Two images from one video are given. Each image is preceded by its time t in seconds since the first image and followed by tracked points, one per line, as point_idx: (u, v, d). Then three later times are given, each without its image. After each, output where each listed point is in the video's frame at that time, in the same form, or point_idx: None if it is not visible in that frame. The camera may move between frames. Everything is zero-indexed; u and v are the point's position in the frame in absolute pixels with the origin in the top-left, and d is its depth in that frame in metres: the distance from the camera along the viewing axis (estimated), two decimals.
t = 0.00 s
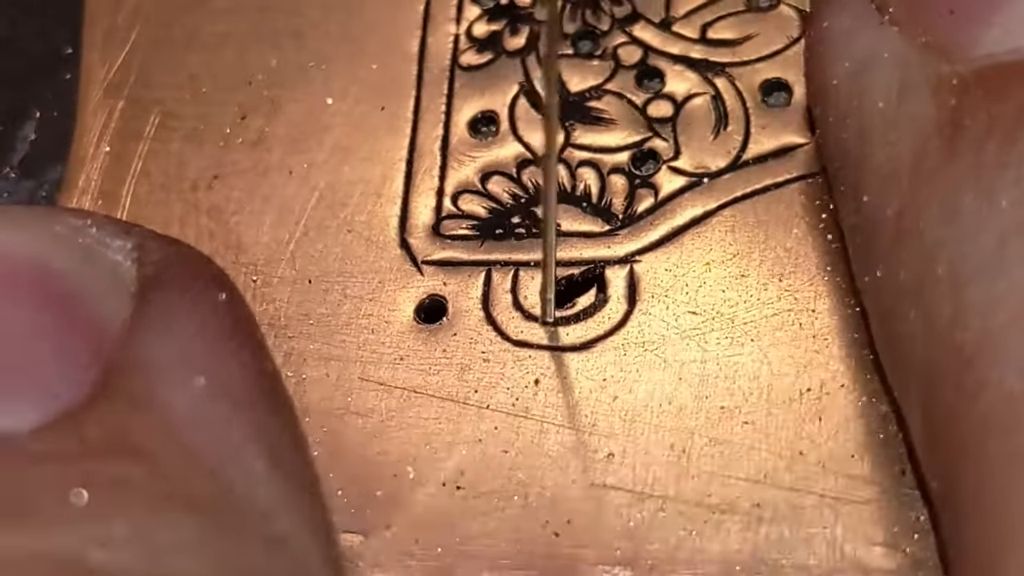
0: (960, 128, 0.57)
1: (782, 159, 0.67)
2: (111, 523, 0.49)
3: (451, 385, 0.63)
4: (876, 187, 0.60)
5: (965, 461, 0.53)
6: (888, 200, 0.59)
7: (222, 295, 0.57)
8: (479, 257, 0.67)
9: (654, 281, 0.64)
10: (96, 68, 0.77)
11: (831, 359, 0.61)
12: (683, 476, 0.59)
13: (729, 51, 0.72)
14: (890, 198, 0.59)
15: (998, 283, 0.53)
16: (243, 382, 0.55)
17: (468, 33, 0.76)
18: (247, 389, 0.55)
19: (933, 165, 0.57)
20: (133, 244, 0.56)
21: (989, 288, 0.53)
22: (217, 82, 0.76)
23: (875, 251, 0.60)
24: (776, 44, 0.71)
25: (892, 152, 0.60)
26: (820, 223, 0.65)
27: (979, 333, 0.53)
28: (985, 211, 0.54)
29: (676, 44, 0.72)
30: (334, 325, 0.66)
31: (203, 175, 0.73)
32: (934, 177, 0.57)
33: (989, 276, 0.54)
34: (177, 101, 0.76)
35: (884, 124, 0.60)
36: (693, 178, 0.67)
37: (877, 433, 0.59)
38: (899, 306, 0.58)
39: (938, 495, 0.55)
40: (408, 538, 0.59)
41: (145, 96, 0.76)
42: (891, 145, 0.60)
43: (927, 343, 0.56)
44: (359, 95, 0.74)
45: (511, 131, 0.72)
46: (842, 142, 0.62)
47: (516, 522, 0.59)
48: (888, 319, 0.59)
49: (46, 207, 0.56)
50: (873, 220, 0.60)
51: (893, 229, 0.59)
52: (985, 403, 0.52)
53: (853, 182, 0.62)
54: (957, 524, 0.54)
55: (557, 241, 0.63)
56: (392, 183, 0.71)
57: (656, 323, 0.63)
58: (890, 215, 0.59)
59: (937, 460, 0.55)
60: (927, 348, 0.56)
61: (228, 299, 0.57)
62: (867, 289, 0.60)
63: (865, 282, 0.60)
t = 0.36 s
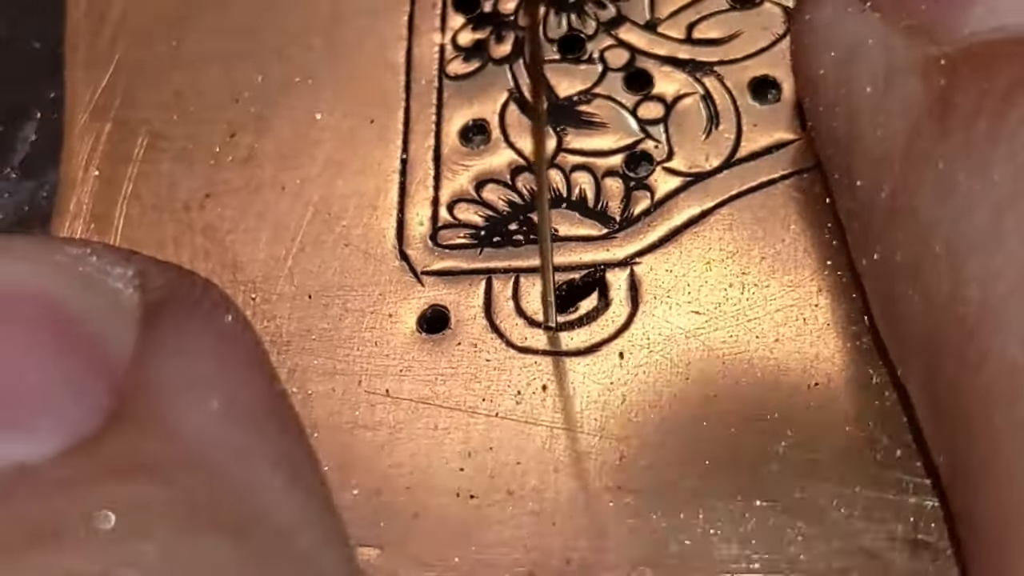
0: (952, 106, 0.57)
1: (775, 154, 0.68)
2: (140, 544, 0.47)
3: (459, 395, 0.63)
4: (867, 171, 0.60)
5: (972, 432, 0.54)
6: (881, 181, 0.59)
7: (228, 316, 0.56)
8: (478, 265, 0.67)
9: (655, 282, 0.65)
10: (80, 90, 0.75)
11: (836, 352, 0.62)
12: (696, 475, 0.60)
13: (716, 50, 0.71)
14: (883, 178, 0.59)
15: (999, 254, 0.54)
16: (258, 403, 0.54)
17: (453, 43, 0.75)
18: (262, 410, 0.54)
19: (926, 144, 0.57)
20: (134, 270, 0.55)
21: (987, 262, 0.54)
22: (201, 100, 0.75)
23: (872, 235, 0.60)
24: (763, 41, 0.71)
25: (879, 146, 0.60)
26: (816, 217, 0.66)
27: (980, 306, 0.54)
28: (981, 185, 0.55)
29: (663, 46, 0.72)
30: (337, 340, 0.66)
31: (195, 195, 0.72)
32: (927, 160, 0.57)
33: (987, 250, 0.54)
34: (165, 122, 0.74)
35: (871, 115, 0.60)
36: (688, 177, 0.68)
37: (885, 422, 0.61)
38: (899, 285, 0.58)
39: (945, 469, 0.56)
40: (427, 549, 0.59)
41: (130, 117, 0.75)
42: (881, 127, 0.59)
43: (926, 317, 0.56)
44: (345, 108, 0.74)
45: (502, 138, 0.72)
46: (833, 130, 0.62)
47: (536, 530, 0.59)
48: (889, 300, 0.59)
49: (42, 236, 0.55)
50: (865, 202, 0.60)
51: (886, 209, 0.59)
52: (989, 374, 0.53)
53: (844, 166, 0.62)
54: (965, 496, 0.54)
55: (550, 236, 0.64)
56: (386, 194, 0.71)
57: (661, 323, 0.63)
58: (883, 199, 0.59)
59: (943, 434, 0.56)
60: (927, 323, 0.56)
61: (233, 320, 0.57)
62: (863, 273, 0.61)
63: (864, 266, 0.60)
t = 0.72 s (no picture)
0: (944, 70, 0.59)
1: (760, 135, 0.69)
2: (180, 552, 0.46)
3: (471, 395, 0.63)
4: (862, 140, 0.62)
5: (976, 398, 0.55)
6: (877, 150, 0.61)
7: (246, 335, 0.57)
8: (475, 265, 0.68)
9: (654, 269, 0.65)
10: (57, 118, 0.76)
11: (842, 327, 0.63)
12: (715, 458, 0.60)
13: (689, 36, 0.73)
14: (879, 146, 0.61)
15: (1001, 218, 0.55)
16: (283, 418, 0.55)
17: (427, 46, 0.77)
18: (285, 423, 0.54)
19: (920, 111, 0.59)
20: (146, 295, 0.55)
21: (987, 227, 0.55)
22: (180, 121, 0.75)
23: (873, 202, 0.62)
24: (732, 25, 0.73)
25: (878, 114, 0.61)
26: (807, 196, 0.67)
27: (982, 271, 0.55)
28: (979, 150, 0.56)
29: (636, 35, 0.73)
30: (342, 350, 0.66)
31: (183, 216, 0.72)
32: (920, 127, 0.59)
33: (988, 213, 0.55)
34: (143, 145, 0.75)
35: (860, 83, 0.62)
36: (676, 163, 0.69)
37: (895, 393, 0.61)
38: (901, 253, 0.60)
39: (960, 433, 0.57)
40: (455, 552, 0.59)
41: (107, 143, 0.75)
42: (873, 98, 0.62)
43: (930, 284, 0.58)
44: (330, 119, 0.75)
45: (486, 137, 0.73)
46: (824, 102, 0.65)
47: (563, 527, 0.59)
48: (891, 270, 0.61)
49: (54, 266, 0.55)
50: (864, 170, 0.62)
51: (885, 177, 0.61)
52: (996, 335, 0.54)
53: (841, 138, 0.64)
54: (981, 463, 0.55)
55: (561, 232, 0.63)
56: (376, 201, 0.71)
57: (665, 310, 0.64)
58: (881, 165, 0.61)
59: (953, 398, 0.57)
60: (932, 288, 0.58)
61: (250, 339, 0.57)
62: (870, 242, 0.62)
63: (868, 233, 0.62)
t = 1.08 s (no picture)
0: (944, 31, 0.58)
1: (738, 114, 0.71)
2: (229, 555, 0.48)
3: (477, 392, 0.64)
4: (864, 104, 0.63)
5: (998, 355, 0.55)
6: (880, 114, 0.62)
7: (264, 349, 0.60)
8: (468, 263, 0.69)
9: (647, 254, 0.67)
10: (29, 148, 0.76)
11: (837, 296, 0.65)
12: (727, 435, 0.62)
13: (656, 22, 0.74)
14: (882, 111, 0.62)
15: (1008, 176, 0.55)
16: (302, 426, 0.58)
17: (394, 50, 0.77)
18: (306, 430, 0.57)
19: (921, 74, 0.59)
20: (160, 318, 0.57)
21: (1003, 180, 0.55)
22: (156, 142, 0.75)
23: (875, 167, 0.63)
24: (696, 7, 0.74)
25: (862, 80, 0.63)
26: (790, 171, 0.69)
27: (998, 228, 0.55)
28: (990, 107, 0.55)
29: (604, 24, 0.74)
30: (343, 356, 0.67)
31: (168, 235, 0.72)
32: (924, 86, 0.59)
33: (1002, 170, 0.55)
34: (120, 167, 0.74)
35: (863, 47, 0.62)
36: (656, 147, 0.70)
37: (895, 356, 0.63)
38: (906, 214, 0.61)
39: (979, 387, 0.58)
40: (479, 548, 0.60)
41: (83, 168, 0.75)
42: (874, 61, 0.61)
43: (944, 243, 0.59)
44: (307, 129, 0.75)
45: (464, 136, 0.74)
46: (824, 67, 0.66)
47: (583, 513, 0.60)
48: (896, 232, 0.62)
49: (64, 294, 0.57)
50: (862, 133, 0.63)
51: (891, 140, 0.61)
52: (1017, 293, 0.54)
53: (841, 100, 0.65)
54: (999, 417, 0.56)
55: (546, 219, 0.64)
56: (361, 208, 0.72)
57: (664, 293, 0.66)
58: (886, 128, 0.61)
59: (971, 355, 0.58)
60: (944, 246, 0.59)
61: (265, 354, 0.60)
62: (869, 203, 0.64)
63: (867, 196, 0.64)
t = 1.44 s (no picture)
0: None
1: (719, 83, 0.73)
2: None
3: (515, 382, 0.67)
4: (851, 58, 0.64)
5: None
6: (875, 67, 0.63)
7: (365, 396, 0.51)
8: (478, 258, 0.70)
9: (656, 228, 0.70)
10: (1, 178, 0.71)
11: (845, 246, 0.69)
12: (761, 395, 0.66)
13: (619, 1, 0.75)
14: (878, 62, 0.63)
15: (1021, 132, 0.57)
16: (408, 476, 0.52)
17: (366, 59, 0.76)
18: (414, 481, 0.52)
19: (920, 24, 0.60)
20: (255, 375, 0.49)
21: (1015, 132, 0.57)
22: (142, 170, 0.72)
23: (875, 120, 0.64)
24: None
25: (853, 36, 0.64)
26: (779, 132, 0.72)
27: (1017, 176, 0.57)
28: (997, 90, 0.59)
29: (571, 10, 0.75)
30: (370, 366, 0.68)
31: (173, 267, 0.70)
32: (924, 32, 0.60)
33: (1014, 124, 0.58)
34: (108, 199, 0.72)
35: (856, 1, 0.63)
36: (646, 121, 0.72)
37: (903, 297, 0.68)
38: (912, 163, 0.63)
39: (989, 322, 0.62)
40: (546, 534, 0.63)
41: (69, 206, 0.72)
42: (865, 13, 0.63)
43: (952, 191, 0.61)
44: (293, 147, 0.74)
45: (451, 133, 0.73)
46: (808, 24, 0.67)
47: (637, 488, 0.64)
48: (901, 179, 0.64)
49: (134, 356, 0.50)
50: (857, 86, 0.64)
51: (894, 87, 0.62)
52: None
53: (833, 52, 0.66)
54: None
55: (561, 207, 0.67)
56: (362, 218, 0.71)
57: (681, 264, 0.69)
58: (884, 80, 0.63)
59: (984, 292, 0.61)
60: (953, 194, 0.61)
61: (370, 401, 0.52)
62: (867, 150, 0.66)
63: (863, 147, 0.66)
